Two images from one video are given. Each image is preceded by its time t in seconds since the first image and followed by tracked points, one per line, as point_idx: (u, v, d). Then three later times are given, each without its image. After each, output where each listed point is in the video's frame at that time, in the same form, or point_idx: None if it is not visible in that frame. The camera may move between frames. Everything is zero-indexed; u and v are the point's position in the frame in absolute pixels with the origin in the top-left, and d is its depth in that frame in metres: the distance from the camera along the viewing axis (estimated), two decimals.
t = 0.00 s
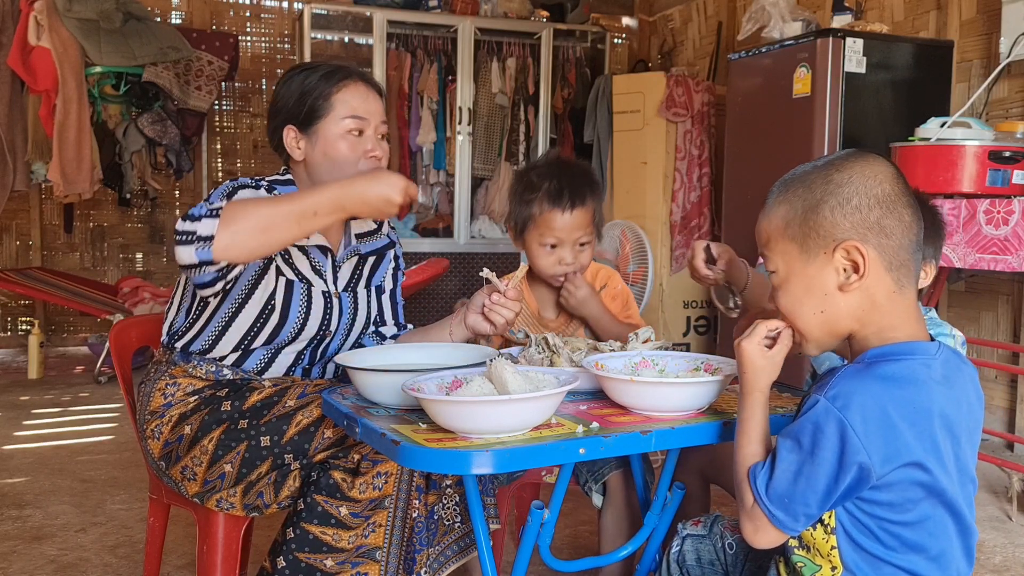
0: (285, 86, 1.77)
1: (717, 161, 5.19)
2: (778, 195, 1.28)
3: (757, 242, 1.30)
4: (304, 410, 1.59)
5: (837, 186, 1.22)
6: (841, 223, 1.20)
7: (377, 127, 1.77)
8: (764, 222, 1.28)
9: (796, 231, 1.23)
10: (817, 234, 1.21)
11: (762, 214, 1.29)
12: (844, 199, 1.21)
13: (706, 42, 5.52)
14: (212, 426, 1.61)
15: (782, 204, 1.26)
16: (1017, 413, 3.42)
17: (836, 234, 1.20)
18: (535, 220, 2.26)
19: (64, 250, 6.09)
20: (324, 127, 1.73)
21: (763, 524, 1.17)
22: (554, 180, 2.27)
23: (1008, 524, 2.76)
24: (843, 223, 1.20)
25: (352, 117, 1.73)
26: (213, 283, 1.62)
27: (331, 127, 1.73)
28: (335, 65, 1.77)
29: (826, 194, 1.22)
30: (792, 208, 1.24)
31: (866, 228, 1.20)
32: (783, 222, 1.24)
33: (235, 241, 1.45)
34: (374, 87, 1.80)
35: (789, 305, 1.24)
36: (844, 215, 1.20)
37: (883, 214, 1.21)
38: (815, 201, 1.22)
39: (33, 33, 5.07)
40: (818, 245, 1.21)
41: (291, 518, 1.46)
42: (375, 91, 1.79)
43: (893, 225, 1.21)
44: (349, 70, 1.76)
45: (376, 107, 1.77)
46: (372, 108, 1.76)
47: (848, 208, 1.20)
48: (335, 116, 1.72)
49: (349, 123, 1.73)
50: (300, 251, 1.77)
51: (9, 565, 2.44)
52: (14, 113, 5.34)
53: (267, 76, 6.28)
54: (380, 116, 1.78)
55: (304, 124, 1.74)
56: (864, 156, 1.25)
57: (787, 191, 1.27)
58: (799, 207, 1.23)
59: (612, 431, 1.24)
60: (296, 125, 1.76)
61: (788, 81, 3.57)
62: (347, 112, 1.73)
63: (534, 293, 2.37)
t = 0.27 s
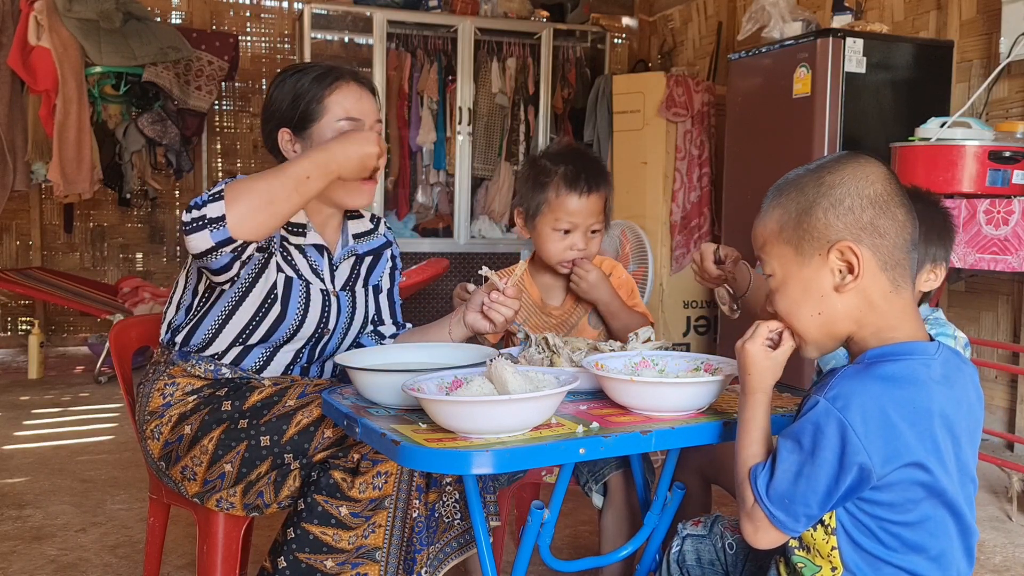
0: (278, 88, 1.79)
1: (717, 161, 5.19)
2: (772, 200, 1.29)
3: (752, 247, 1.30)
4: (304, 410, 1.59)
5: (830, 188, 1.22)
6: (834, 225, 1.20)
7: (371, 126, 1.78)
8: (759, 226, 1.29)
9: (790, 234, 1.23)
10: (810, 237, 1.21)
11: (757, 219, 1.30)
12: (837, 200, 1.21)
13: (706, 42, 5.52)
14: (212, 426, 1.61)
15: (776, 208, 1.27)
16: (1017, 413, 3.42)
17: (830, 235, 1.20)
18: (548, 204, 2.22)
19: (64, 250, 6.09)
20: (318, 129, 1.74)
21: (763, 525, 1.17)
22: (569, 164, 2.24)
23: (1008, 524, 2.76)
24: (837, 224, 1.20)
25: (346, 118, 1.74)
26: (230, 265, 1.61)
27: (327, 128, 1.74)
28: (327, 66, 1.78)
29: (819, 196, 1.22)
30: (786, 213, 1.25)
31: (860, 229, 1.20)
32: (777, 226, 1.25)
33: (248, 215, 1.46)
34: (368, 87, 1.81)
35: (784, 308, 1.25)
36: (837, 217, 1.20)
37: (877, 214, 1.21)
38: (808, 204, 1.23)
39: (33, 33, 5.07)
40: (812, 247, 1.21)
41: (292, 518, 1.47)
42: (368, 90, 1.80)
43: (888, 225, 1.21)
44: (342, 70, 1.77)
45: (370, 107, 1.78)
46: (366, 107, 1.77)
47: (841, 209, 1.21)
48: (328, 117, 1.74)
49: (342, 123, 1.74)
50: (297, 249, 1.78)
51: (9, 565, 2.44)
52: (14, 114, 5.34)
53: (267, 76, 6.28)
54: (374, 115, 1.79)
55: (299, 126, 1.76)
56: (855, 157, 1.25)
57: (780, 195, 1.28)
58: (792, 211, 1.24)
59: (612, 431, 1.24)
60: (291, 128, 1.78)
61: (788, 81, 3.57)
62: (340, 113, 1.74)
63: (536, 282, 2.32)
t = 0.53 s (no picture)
0: (279, 88, 1.79)
1: (717, 161, 5.19)
2: (765, 205, 1.28)
3: (748, 252, 1.30)
4: (304, 410, 1.59)
5: (823, 191, 1.22)
6: (830, 227, 1.20)
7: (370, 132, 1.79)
8: (753, 231, 1.29)
9: (785, 238, 1.23)
10: (806, 240, 1.21)
11: (751, 224, 1.30)
12: (831, 202, 1.21)
13: (706, 42, 5.52)
14: (212, 426, 1.62)
15: (770, 213, 1.26)
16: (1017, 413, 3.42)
17: (826, 238, 1.20)
18: (558, 200, 2.22)
19: (64, 250, 6.09)
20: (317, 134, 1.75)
21: (763, 526, 1.18)
22: (576, 160, 2.25)
23: (1008, 524, 2.76)
24: (832, 226, 1.20)
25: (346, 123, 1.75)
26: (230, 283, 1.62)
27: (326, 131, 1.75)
28: (327, 67, 1.79)
29: (813, 199, 1.22)
30: (780, 217, 1.25)
31: (856, 229, 1.20)
32: (772, 230, 1.25)
33: (237, 234, 1.46)
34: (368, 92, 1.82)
35: (782, 313, 1.25)
36: (832, 219, 1.20)
37: (871, 214, 1.21)
38: (802, 207, 1.23)
39: (33, 33, 5.07)
40: (808, 250, 1.21)
41: (292, 518, 1.48)
42: (367, 94, 1.82)
43: (882, 225, 1.21)
44: (342, 72, 1.78)
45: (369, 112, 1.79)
46: (366, 112, 1.78)
47: (835, 211, 1.21)
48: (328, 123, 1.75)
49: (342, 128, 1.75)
50: (293, 250, 1.78)
51: (9, 565, 2.44)
52: (14, 114, 5.34)
53: (267, 76, 6.28)
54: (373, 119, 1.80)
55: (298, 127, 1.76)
56: (845, 160, 1.25)
57: (773, 200, 1.27)
58: (787, 215, 1.24)
59: (612, 431, 1.24)
60: (289, 130, 1.78)
61: (788, 81, 3.57)
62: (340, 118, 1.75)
63: (539, 279, 2.32)
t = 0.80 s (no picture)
0: (269, 84, 1.82)
1: (717, 161, 5.19)
2: (764, 208, 1.27)
3: (749, 253, 1.29)
4: (297, 411, 1.59)
5: (825, 193, 1.22)
6: (834, 228, 1.20)
7: (360, 126, 1.83)
8: (754, 233, 1.28)
9: (789, 240, 1.22)
10: (810, 241, 1.21)
11: (751, 226, 1.29)
12: (834, 203, 1.21)
13: (706, 42, 5.52)
14: (208, 427, 1.62)
15: (771, 215, 1.25)
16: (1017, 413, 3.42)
17: (831, 239, 1.20)
18: (564, 196, 2.22)
19: (64, 250, 6.09)
20: (308, 126, 1.78)
21: (773, 531, 1.18)
22: (582, 158, 2.25)
23: (1008, 524, 2.76)
24: (835, 227, 1.20)
25: (337, 116, 1.79)
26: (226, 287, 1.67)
27: (316, 127, 1.78)
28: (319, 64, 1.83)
29: (815, 201, 1.22)
30: (782, 218, 1.24)
31: (859, 230, 1.20)
32: (774, 232, 1.24)
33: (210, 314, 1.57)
34: (358, 88, 1.86)
35: (785, 315, 1.24)
36: (835, 220, 1.20)
37: (873, 215, 1.21)
38: (805, 209, 1.22)
39: (33, 33, 5.07)
40: (813, 251, 1.21)
41: (287, 521, 1.50)
42: (357, 90, 1.85)
43: (883, 225, 1.21)
44: (333, 69, 1.83)
45: (360, 107, 1.83)
46: (357, 107, 1.82)
47: (839, 211, 1.20)
48: (319, 115, 1.78)
49: (333, 122, 1.79)
50: (281, 250, 1.78)
51: (8, 565, 2.44)
52: (14, 114, 5.34)
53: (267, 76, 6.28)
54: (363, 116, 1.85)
55: (289, 123, 1.80)
56: (843, 160, 1.25)
57: (773, 203, 1.26)
58: (789, 217, 1.23)
59: (613, 431, 1.24)
60: (280, 124, 1.81)
61: (788, 81, 3.57)
62: (331, 111, 1.79)
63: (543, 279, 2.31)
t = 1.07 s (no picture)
0: (251, 75, 1.81)
1: (717, 161, 5.19)
2: (760, 210, 1.28)
3: (744, 255, 1.29)
4: (293, 414, 1.59)
5: (818, 196, 1.22)
6: (827, 231, 1.20)
7: (343, 121, 1.84)
8: (749, 235, 1.28)
9: (783, 243, 1.23)
10: (804, 244, 1.21)
11: (746, 228, 1.29)
12: (827, 206, 1.21)
13: (706, 42, 5.52)
14: (205, 429, 1.61)
15: (766, 218, 1.26)
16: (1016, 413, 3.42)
17: (823, 242, 1.20)
18: (568, 194, 2.23)
19: (64, 250, 6.09)
20: (292, 120, 1.79)
21: (778, 539, 1.17)
22: (586, 156, 2.26)
23: (1008, 524, 2.76)
24: (829, 231, 1.20)
25: (321, 110, 1.80)
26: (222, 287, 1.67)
27: (299, 120, 1.79)
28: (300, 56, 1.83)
29: (808, 204, 1.22)
30: (776, 221, 1.24)
31: (852, 233, 1.20)
32: (769, 235, 1.24)
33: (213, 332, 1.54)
34: (340, 81, 1.87)
35: (781, 320, 1.25)
36: (829, 223, 1.20)
37: (867, 218, 1.21)
38: (799, 212, 1.22)
39: (33, 33, 5.07)
40: (807, 254, 1.21)
41: (285, 523, 1.49)
42: (339, 84, 1.86)
43: (877, 228, 1.21)
44: (315, 62, 1.83)
45: (342, 101, 1.84)
46: (339, 101, 1.83)
47: (831, 215, 1.20)
48: (303, 109, 1.78)
49: (316, 116, 1.79)
50: (269, 249, 1.78)
51: (9, 565, 2.44)
52: (14, 114, 5.34)
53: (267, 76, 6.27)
54: (345, 110, 1.86)
55: (272, 116, 1.79)
56: (838, 162, 1.25)
57: (768, 205, 1.27)
58: (783, 219, 1.23)
59: (612, 431, 1.24)
60: (263, 117, 1.80)
61: (788, 81, 3.57)
62: (315, 105, 1.79)
63: (546, 278, 2.30)
